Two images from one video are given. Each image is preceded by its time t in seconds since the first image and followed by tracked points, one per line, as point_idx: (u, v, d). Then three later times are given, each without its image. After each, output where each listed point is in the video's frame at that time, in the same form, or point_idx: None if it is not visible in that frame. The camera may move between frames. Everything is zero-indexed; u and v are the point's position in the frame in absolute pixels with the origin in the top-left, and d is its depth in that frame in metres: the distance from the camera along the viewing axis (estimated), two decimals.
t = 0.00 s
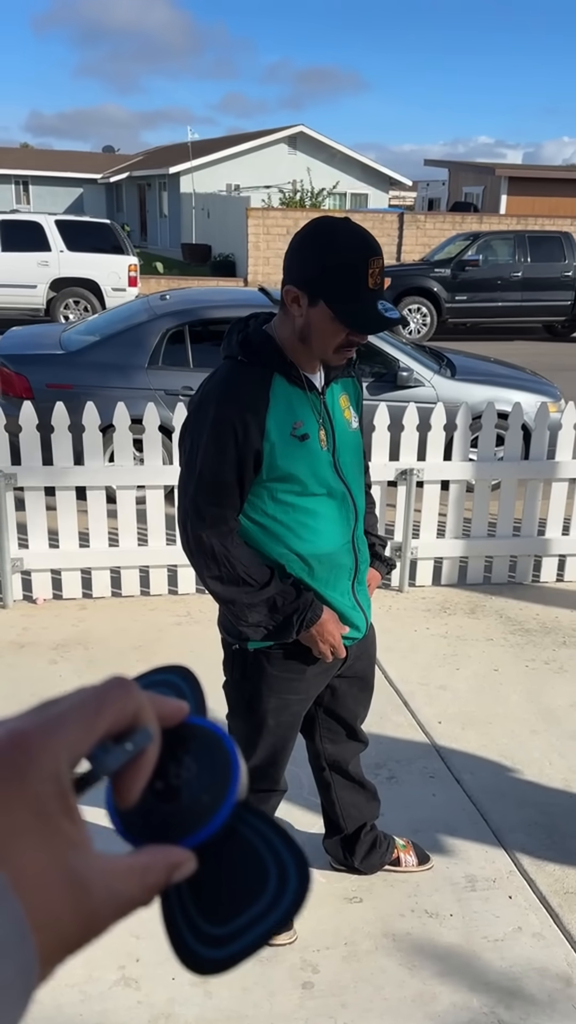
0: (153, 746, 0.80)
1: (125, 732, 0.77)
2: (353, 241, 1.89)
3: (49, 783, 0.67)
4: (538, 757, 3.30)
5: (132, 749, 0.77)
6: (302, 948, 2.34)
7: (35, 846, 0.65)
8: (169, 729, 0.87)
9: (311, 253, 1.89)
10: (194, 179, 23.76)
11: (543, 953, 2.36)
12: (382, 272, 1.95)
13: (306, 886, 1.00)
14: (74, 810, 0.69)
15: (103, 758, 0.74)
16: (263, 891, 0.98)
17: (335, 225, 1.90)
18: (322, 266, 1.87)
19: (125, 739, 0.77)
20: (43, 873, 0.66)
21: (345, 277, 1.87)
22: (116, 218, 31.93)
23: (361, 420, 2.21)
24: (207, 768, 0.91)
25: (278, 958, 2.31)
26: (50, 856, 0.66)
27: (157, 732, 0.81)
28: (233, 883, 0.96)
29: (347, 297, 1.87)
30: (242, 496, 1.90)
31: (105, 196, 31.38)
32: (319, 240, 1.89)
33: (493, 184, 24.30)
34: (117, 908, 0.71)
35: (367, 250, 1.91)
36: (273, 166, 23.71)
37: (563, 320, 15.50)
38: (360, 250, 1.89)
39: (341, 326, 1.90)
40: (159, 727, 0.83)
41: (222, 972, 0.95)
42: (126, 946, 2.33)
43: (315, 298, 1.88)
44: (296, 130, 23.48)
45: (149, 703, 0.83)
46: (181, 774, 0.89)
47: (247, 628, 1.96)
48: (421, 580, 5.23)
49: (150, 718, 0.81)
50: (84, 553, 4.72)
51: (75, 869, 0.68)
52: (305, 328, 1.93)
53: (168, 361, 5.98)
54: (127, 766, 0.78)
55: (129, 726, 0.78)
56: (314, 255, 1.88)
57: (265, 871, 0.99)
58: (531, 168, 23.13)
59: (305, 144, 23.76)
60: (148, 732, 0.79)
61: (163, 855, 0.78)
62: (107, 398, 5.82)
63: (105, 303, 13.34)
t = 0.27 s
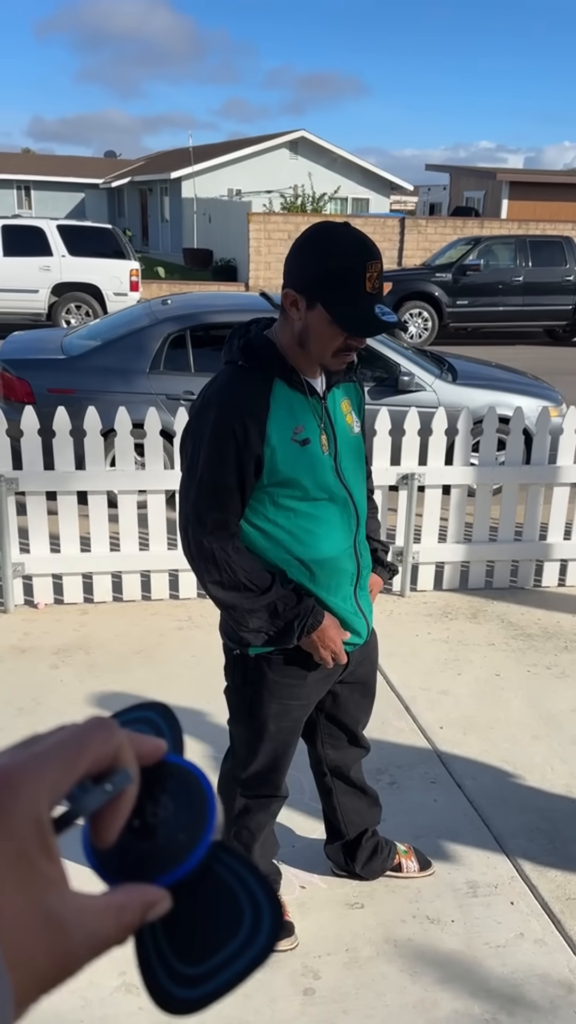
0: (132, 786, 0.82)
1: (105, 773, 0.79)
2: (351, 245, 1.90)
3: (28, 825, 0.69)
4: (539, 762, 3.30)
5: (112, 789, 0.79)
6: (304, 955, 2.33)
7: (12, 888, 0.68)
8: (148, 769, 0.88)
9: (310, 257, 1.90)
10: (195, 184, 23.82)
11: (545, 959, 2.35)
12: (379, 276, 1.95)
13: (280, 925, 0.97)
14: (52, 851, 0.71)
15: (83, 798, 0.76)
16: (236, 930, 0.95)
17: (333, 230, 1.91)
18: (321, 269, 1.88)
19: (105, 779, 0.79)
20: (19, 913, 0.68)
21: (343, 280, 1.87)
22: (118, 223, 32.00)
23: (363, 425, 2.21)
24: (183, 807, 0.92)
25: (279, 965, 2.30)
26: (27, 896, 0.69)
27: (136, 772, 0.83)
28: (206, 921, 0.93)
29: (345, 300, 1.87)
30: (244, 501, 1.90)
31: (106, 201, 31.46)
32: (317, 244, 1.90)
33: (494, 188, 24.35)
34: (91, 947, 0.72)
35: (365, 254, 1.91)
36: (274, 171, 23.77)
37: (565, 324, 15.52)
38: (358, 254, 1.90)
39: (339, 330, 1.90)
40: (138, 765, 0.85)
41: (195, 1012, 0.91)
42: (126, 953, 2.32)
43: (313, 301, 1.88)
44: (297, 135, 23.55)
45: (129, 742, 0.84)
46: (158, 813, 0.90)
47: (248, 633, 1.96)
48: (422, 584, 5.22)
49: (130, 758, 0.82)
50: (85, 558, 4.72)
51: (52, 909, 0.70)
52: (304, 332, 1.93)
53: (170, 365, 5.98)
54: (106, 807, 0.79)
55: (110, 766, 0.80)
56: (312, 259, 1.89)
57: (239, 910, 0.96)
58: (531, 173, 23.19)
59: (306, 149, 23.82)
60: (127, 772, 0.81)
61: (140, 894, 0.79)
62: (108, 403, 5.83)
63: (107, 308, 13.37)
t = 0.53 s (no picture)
0: (125, 787, 0.83)
1: (98, 774, 0.80)
2: (348, 249, 1.90)
3: (23, 828, 0.72)
4: (541, 767, 3.29)
5: (104, 791, 0.80)
6: (305, 959, 2.33)
7: (7, 891, 0.71)
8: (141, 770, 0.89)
9: (308, 261, 1.91)
10: (196, 189, 23.88)
11: (548, 965, 2.35)
12: (377, 279, 1.96)
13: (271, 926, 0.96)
14: (45, 853, 0.73)
15: (75, 799, 0.77)
16: (227, 931, 0.95)
17: (331, 233, 1.92)
18: (319, 274, 1.88)
19: (97, 780, 0.80)
20: (14, 916, 0.71)
21: (340, 283, 1.88)
22: (119, 229, 32.07)
23: (365, 428, 2.21)
24: (175, 808, 0.92)
25: (281, 969, 2.30)
26: (21, 899, 0.72)
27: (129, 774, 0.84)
28: (195, 920, 0.93)
29: (343, 304, 1.88)
30: (246, 505, 1.90)
31: (107, 206, 31.54)
32: (316, 247, 1.91)
33: (494, 194, 24.40)
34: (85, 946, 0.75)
35: (364, 257, 1.92)
36: (275, 176, 23.83)
37: (565, 329, 15.53)
38: (356, 258, 1.91)
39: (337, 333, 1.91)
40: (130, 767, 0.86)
41: (187, 1013, 0.91)
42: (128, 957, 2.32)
43: (312, 304, 1.89)
44: (298, 141, 23.61)
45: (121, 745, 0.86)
46: (150, 814, 0.90)
47: (250, 637, 1.96)
48: (423, 589, 5.22)
49: (123, 760, 0.83)
50: (87, 562, 4.73)
51: (45, 910, 0.73)
52: (303, 335, 1.93)
53: (171, 370, 5.99)
54: (99, 808, 0.80)
55: (102, 767, 0.81)
56: (311, 262, 1.90)
57: (231, 911, 0.96)
58: (531, 178, 23.22)
59: (307, 154, 23.87)
60: (120, 774, 0.82)
61: (132, 894, 0.80)
62: (110, 408, 5.84)
63: (108, 313, 13.40)
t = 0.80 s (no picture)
0: (124, 802, 0.82)
1: (97, 790, 0.80)
2: (330, 236, 1.92)
3: (21, 844, 0.72)
4: (543, 773, 3.29)
5: (103, 807, 0.79)
6: (307, 966, 2.32)
7: (5, 906, 0.70)
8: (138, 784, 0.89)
9: (295, 257, 1.95)
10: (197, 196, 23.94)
11: (550, 972, 2.34)
12: (367, 267, 1.95)
13: (269, 943, 0.99)
14: (43, 869, 0.73)
15: (74, 815, 0.77)
16: (224, 947, 0.97)
17: (319, 230, 1.96)
18: (301, 262, 1.91)
19: (96, 797, 0.80)
20: (12, 929, 0.71)
21: (322, 270, 1.90)
22: (120, 235, 32.16)
23: (366, 435, 2.22)
24: (172, 822, 0.92)
25: (283, 976, 2.29)
26: (20, 913, 0.71)
27: (127, 789, 0.84)
28: (193, 936, 0.96)
29: (323, 288, 1.89)
30: (247, 511, 1.90)
31: (108, 213, 31.62)
32: (303, 243, 1.95)
33: (494, 200, 24.46)
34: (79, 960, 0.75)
35: (347, 243, 1.93)
36: (275, 183, 23.90)
37: (565, 335, 15.55)
38: (338, 244, 1.92)
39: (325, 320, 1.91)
40: (128, 782, 0.85)
41: None
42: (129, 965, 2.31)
43: (298, 296, 1.92)
44: (298, 148, 23.68)
45: (119, 758, 0.85)
46: (147, 828, 0.90)
47: (251, 643, 1.96)
48: (424, 594, 5.22)
49: (121, 776, 0.83)
50: (87, 568, 4.73)
51: (43, 926, 0.73)
52: (295, 331, 1.96)
53: (172, 376, 6.00)
54: (97, 824, 0.80)
55: (101, 783, 0.80)
56: (297, 257, 1.94)
57: (228, 925, 0.98)
58: (530, 185, 23.29)
59: (307, 161, 23.94)
60: (118, 788, 0.82)
61: (128, 910, 0.81)
62: (110, 414, 5.85)
63: (109, 320, 13.43)
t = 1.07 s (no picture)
0: (114, 823, 0.80)
1: (87, 809, 0.77)
2: (315, 236, 1.98)
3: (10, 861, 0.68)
4: (543, 780, 3.28)
5: (94, 826, 0.76)
6: (307, 976, 2.31)
7: None
8: (128, 802, 0.86)
9: (285, 261, 2.01)
10: (196, 204, 24.02)
11: (552, 980, 2.33)
12: (355, 260, 1.98)
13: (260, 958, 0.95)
14: (34, 887, 0.69)
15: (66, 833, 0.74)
16: (214, 966, 0.94)
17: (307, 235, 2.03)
18: (288, 260, 1.98)
19: (87, 816, 0.77)
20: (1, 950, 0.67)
21: (307, 264, 1.94)
22: (120, 243, 32.26)
23: (367, 441, 2.20)
24: (163, 840, 0.89)
25: (283, 985, 2.28)
26: (9, 933, 0.67)
27: (117, 809, 0.81)
28: (185, 955, 0.92)
29: (307, 277, 1.93)
30: (246, 517, 1.91)
31: (108, 222, 31.71)
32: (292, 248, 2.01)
33: (493, 208, 24.54)
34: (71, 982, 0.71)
35: (332, 238, 1.98)
36: (274, 192, 23.99)
37: (564, 342, 15.59)
38: (323, 239, 1.98)
39: (312, 311, 1.94)
40: (118, 801, 0.83)
41: None
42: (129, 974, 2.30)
43: (287, 293, 1.96)
44: (297, 157, 23.78)
45: (109, 777, 0.82)
46: (137, 847, 0.87)
47: (251, 650, 1.96)
48: (424, 601, 5.22)
49: (111, 796, 0.80)
50: (87, 576, 4.73)
51: (34, 946, 0.69)
52: (288, 330, 1.98)
53: (172, 384, 6.01)
54: (88, 844, 0.77)
55: (92, 802, 0.78)
56: (286, 260, 1.99)
57: (218, 944, 0.94)
58: (529, 193, 23.38)
59: (306, 170, 24.03)
60: (108, 806, 0.79)
61: (122, 930, 0.77)
62: (110, 422, 5.85)
63: (108, 328, 13.46)
